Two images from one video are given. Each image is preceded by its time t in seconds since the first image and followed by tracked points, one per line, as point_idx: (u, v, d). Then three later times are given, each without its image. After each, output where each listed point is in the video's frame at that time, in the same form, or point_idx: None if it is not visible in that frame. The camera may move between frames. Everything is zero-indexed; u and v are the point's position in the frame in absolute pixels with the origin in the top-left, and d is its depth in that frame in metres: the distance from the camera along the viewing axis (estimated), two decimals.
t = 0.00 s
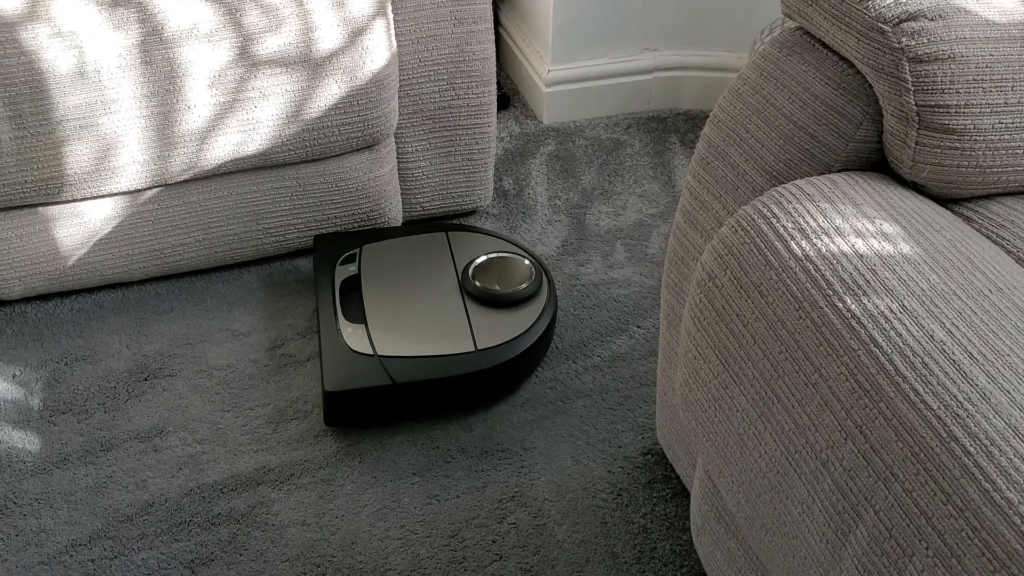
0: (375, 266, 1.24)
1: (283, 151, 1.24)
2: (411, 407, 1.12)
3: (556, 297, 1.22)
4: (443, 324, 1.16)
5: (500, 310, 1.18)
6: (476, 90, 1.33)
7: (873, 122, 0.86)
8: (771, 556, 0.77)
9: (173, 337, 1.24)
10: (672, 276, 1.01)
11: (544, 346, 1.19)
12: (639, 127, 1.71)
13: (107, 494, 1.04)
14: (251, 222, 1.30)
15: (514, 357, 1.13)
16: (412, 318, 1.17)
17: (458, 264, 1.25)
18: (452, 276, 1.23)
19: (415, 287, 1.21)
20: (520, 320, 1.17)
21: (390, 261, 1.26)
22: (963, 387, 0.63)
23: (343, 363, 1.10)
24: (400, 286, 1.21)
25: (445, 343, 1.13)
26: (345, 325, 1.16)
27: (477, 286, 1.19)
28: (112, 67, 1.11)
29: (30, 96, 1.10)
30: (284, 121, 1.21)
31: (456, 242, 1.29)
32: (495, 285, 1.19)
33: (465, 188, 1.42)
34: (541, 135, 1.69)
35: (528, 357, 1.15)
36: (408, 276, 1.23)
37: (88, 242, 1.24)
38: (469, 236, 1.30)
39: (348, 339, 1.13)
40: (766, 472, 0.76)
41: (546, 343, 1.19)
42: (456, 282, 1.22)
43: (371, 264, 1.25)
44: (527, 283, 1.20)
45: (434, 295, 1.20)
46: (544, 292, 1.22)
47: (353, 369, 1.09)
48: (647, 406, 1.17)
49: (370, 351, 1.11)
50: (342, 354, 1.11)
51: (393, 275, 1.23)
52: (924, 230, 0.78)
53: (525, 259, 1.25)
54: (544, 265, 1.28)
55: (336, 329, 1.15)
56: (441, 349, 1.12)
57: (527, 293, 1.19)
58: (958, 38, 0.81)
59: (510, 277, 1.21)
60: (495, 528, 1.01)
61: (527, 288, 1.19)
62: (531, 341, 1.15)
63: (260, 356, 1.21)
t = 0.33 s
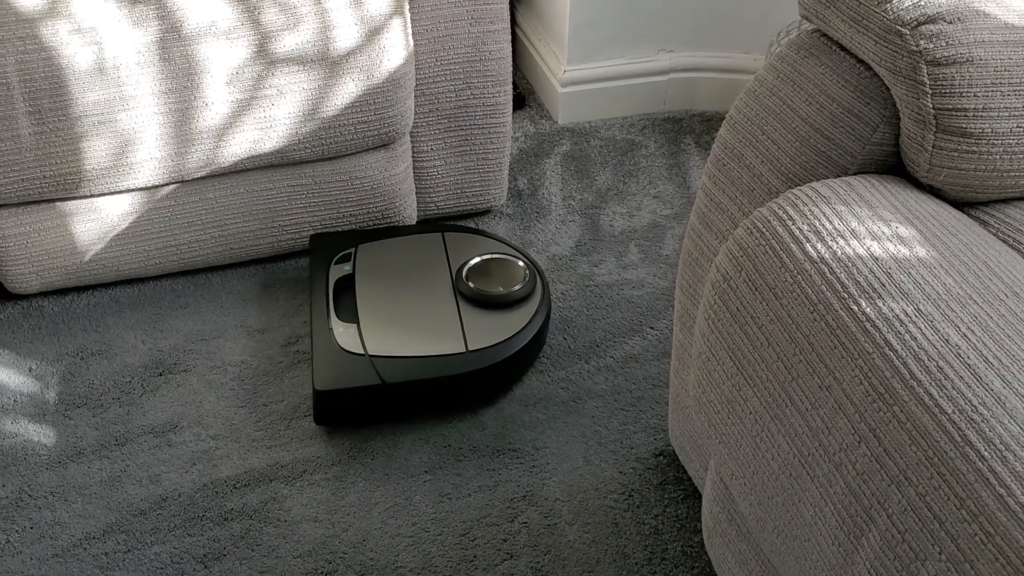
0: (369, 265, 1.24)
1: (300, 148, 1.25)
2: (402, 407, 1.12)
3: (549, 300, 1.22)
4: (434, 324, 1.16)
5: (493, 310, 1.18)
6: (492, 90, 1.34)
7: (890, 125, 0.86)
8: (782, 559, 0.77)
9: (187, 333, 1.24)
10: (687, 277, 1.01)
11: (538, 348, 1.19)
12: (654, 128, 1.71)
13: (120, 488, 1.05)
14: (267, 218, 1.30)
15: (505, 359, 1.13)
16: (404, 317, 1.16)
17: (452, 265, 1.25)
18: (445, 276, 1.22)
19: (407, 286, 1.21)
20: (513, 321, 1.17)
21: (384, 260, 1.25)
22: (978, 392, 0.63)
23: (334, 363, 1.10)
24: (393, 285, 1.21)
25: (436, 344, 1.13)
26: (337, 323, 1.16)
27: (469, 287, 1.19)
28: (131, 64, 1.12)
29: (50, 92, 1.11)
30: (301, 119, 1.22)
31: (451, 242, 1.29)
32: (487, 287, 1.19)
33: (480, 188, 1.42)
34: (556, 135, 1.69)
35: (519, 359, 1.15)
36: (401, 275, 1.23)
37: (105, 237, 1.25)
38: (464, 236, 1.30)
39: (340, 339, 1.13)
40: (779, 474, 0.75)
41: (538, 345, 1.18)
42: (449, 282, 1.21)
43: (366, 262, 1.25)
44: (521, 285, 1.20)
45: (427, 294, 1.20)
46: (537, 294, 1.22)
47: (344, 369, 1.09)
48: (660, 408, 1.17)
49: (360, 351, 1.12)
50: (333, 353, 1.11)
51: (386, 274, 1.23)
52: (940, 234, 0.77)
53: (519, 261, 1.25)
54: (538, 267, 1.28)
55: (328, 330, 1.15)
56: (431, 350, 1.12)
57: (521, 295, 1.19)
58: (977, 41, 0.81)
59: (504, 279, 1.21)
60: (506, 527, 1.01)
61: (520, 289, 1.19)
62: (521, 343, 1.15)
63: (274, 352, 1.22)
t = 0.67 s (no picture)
0: (362, 264, 1.24)
1: (316, 146, 1.25)
2: (392, 407, 1.12)
3: (542, 301, 1.22)
4: (424, 325, 1.15)
5: (485, 311, 1.18)
6: (508, 89, 1.34)
7: (907, 128, 0.85)
8: (795, 562, 0.77)
9: (202, 329, 1.25)
10: (701, 278, 1.01)
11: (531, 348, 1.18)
12: (669, 130, 1.71)
13: (134, 482, 1.05)
14: (283, 216, 1.31)
15: (497, 360, 1.13)
16: (394, 317, 1.16)
17: (444, 265, 1.24)
18: (437, 276, 1.22)
19: (398, 285, 1.21)
20: (504, 322, 1.17)
21: (377, 259, 1.25)
22: (993, 397, 0.63)
23: (325, 364, 1.10)
24: (384, 284, 1.21)
25: (425, 344, 1.13)
26: (328, 323, 1.16)
27: (461, 288, 1.18)
28: (150, 60, 1.13)
29: (69, 87, 1.12)
30: (318, 117, 1.22)
31: (444, 242, 1.28)
32: (480, 288, 1.19)
33: (495, 187, 1.43)
34: (571, 136, 1.69)
35: (510, 360, 1.14)
36: (392, 274, 1.23)
37: (122, 232, 1.26)
38: (458, 236, 1.30)
39: (330, 339, 1.13)
40: (792, 477, 0.75)
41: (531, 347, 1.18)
42: (441, 282, 1.21)
43: (358, 261, 1.25)
44: (514, 287, 1.20)
45: (418, 294, 1.20)
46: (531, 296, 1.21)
47: (335, 370, 1.10)
48: (673, 409, 1.17)
49: (350, 351, 1.12)
50: (324, 354, 1.12)
51: (378, 273, 1.23)
52: (957, 238, 0.77)
53: (512, 262, 1.25)
54: (532, 268, 1.27)
55: (319, 329, 1.15)
56: (421, 351, 1.12)
57: (513, 296, 1.19)
58: (996, 45, 0.81)
59: (496, 281, 1.20)
60: (517, 526, 1.02)
61: (513, 290, 1.19)
62: (511, 345, 1.14)
63: (288, 349, 1.22)
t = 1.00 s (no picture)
0: (353, 264, 1.24)
1: (333, 145, 1.26)
2: (381, 408, 1.12)
3: (532, 303, 1.22)
4: (412, 326, 1.16)
5: (474, 313, 1.18)
6: (525, 89, 1.34)
7: (925, 132, 0.85)
8: (807, 565, 0.77)
9: (216, 325, 1.26)
10: (716, 280, 1.00)
11: (521, 349, 1.18)
12: (685, 131, 1.71)
13: (149, 476, 1.06)
14: (299, 214, 1.32)
15: (488, 360, 1.13)
16: (383, 317, 1.17)
17: (435, 266, 1.24)
18: (426, 278, 1.22)
19: (387, 286, 1.21)
20: (492, 324, 1.16)
21: (368, 259, 1.25)
22: (1009, 402, 0.63)
23: (312, 364, 1.10)
24: (374, 284, 1.21)
25: (412, 346, 1.13)
26: (316, 323, 1.16)
27: (450, 289, 1.18)
28: (169, 57, 1.14)
29: (89, 83, 1.13)
30: (335, 116, 1.23)
31: (435, 243, 1.28)
32: (470, 290, 1.18)
33: (510, 187, 1.43)
34: (586, 136, 1.69)
35: (497, 361, 1.14)
36: (381, 275, 1.23)
37: (139, 227, 1.27)
38: (449, 237, 1.30)
39: (318, 339, 1.14)
40: (804, 481, 0.75)
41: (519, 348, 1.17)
42: (430, 283, 1.21)
43: (348, 261, 1.25)
44: (504, 289, 1.19)
45: (408, 295, 1.20)
46: (521, 297, 1.21)
47: (323, 370, 1.10)
48: (686, 411, 1.16)
49: (337, 352, 1.12)
50: (312, 353, 1.12)
51: (368, 273, 1.23)
52: (974, 243, 0.76)
53: (503, 263, 1.24)
54: (523, 269, 1.27)
55: (308, 329, 1.15)
56: (409, 351, 1.12)
57: (503, 298, 1.19)
58: (1017, 49, 0.80)
59: (485, 282, 1.20)
60: (529, 526, 1.02)
61: (503, 292, 1.19)
62: (500, 346, 1.14)
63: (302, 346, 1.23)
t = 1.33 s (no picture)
0: (346, 263, 1.24)
1: (350, 143, 1.26)
2: (373, 408, 1.12)
3: (525, 304, 1.21)
4: (402, 326, 1.16)
5: (466, 313, 1.18)
6: (541, 90, 1.34)
7: (942, 136, 0.85)
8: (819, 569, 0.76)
9: (230, 321, 1.26)
10: (731, 282, 1.00)
11: (512, 349, 1.18)
12: (701, 133, 1.70)
13: (163, 471, 1.07)
14: (315, 212, 1.32)
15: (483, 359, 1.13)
16: (375, 317, 1.17)
17: (428, 266, 1.25)
18: (418, 278, 1.22)
19: (379, 286, 1.21)
20: (484, 324, 1.16)
21: (361, 259, 1.25)
22: None
23: (303, 364, 1.10)
24: (367, 284, 1.21)
25: (402, 346, 1.13)
26: (308, 323, 1.16)
27: (442, 290, 1.18)
28: (188, 54, 1.15)
29: (108, 79, 1.14)
30: (352, 114, 1.23)
31: (429, 243, 1.29)
32: (461, 290, 1.18)
33: (525, 187, 1.43)
34: (601, 137, 1.69)
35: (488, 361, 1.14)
36: (374, 275, 1.23)
37: (157, 223, 1.28)
38: (443, 238, 1.30)
39: (308, 338, 1.14)
40: (818, 484, 0.75)
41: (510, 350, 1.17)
42: (422, 283, 1.21)
43: (342, 260, 1.25)
44: (496, 289, 1.19)
45: (400, 295, 1.20)
46: (514, 299, 1.21)
47: (313, 370, 1.10)
48: (700, 413, 1.16)
49: (328, 351, 1.12)
50: (303, 353, 1.12)
51: (361, 273, 1.23)
52: (991, 248, 0.76)
53: (495, 264, 1.25)
54: (516, 269, 1.27)
55: (299, 328, 1.16)
56: (399, 352, 1.12)
57: (495, 298, 1.18)
58: None
59: (477, 283, 1.20)
60: (540, 526, 1.02)
61: (495, 293, 1.19)
62: (490, 347, 1.14)
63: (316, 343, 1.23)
